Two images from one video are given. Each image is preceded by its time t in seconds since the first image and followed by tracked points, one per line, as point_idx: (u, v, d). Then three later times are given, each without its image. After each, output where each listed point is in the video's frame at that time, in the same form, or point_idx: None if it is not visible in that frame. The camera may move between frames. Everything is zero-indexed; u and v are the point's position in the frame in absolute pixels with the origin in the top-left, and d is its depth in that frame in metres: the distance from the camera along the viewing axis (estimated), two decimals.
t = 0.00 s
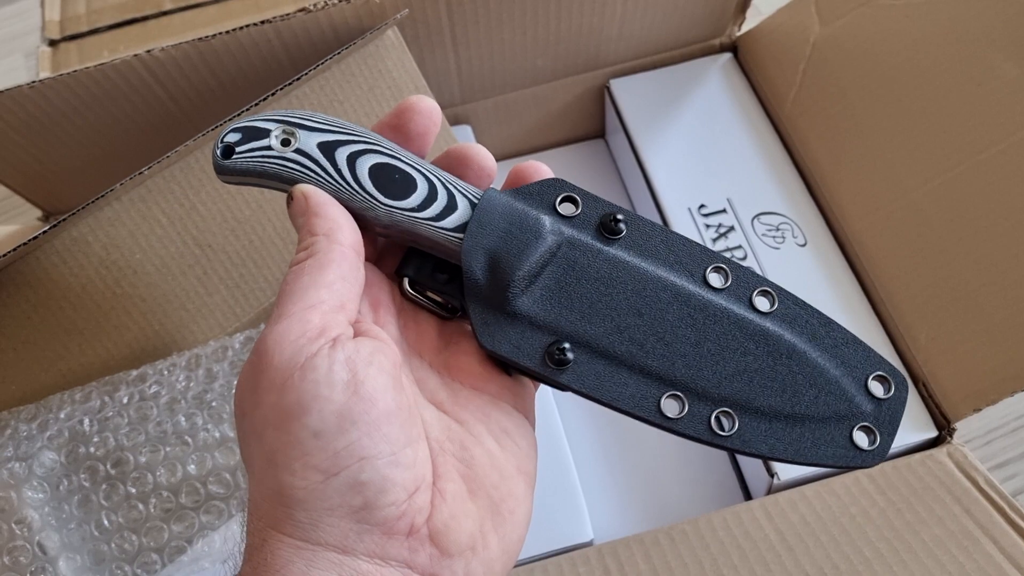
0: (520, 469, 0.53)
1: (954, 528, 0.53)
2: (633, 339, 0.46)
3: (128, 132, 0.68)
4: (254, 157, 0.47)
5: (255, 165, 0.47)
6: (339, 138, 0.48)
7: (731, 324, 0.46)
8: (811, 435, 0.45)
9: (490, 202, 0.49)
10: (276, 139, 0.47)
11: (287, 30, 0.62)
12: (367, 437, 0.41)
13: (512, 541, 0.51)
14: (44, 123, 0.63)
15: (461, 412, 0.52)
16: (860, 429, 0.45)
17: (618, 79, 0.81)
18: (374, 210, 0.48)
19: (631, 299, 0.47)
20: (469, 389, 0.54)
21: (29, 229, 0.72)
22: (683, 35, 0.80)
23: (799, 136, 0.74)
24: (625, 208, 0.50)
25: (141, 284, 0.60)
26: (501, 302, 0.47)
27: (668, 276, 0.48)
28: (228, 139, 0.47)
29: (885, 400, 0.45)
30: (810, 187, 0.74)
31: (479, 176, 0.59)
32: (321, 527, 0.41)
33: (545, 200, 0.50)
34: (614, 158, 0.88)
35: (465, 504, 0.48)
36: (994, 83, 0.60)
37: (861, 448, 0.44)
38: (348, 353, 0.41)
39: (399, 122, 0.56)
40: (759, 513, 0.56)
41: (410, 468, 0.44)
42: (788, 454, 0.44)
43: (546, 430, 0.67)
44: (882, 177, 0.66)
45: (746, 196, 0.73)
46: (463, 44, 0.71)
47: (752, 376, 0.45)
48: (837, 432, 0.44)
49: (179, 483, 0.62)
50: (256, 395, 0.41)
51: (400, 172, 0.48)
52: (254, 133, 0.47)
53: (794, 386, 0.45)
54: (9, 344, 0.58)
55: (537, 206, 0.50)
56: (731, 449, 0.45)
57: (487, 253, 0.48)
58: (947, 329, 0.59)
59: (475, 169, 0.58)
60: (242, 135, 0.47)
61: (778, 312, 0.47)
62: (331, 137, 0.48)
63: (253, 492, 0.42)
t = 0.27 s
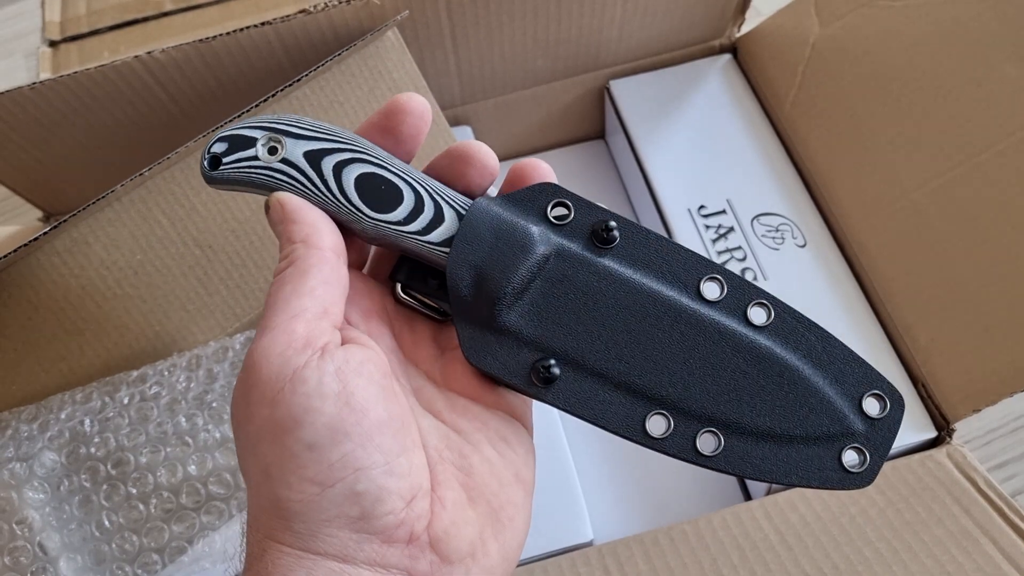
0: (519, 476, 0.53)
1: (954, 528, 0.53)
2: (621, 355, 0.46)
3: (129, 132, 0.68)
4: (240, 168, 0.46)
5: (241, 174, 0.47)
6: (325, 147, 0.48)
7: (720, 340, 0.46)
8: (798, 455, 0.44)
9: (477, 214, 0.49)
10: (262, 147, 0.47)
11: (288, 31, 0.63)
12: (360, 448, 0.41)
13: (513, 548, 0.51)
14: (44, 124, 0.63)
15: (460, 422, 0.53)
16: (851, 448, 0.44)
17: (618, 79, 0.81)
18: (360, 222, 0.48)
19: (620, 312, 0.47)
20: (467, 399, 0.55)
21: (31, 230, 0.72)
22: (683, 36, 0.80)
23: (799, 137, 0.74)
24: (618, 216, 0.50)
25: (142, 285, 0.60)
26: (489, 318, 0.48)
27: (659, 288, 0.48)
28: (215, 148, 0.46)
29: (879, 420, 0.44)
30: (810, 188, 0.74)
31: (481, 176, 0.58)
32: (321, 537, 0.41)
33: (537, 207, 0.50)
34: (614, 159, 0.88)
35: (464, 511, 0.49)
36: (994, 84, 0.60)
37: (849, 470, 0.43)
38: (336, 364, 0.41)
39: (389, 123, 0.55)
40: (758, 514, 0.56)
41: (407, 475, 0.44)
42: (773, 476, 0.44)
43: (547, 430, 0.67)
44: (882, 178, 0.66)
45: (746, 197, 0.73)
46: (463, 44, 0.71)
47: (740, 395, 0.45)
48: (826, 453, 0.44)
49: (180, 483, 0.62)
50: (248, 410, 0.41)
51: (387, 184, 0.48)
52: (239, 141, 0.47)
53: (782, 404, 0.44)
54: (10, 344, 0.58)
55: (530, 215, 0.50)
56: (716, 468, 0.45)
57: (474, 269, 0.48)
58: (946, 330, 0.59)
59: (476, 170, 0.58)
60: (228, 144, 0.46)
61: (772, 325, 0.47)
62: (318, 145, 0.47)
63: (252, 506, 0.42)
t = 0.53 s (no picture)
0: (522, 476, 0.53)
1: (957, 526, 0.53)
2: (624, 367, 0.47)
3: (132, 130, 0.68)
4: (235, 178, 0.45)
5: (236, 184, 0.45)
6: (322, 154, 0.46)
7: (724, 350, 0.46)
8: (798, 463, 0.45)
9: (481, 223, 0.48)
10: (256, 155, 0.45)
11: (291, 30, 0.63)
12: (357, 448, 0.42)
13: (517, 547, 0.51)
14: (48, 122, 0.63)
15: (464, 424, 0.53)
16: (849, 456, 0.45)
17: (620, 78, 0.81)
18: (360, 233, 0.47)
19: (623, 324, 0.47)
20: (471, 401, 0.55)
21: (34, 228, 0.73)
22: (685, 35, 0.80)
23: (801, 135, 0.74)
24: (620, 221, 0.50)
25: (145, 283, 0.60)
26: (493, 329, 0.48)
27: (662, 298, 0.47)
28: (208, 157, 0.44)
29: (878, 428, 0.45)
30: (812, 187, 0.74)
31: (484, 178, 0.58)
32: (327, 538, 0.41)
33: (539, 214, 0.50)
34: (616, 158, 0.88)
35: (469, 510, 0.49)
36: (996, 83, 0.60)
37: (846, 477, 0.45)
38: (325, 367, 0.42)
39: (389, 127, 0.54)
40: (761, 512, 0.56)
41: (408, 473, 0.44)
42: (774, 483, 0.45)
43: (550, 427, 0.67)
44: (884, 177, 0.66)
45: (748, 195, 0.73)
46: (466, 43, 0.71)
47: (742, 405, 0.45)
48: (825, 461, 0.45)
49: (184, 480, 0.61)
50: (239, 420, 0.42)
51: (387, 194, 0.47)
52: (233, 149, 0.45)
53: (784, 415, 0.45)
54: (15, 342, 0.59)
55: (531, 222, 0.50)
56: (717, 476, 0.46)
57: (477, 282, 0.48)
58: (949, 328, 0.60)
59: (480, 174, 0.58)
60: (221, 153, 0.45)
61: (774, 333, 0.47)
62: (314, 153, 0.46)
63: (253, 515, 0.43)
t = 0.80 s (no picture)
0: (530, 475, 0.54)
1: (962, 523, 0.53)
2: (631, 370, 0.47)
3: (139, 129, 0.68)
4: (241, 192, 0.44)
5: (242, 198, 0.45)
6: (326, 166, 0.46)
7: (728, 351, 0.47)
8: (803, 458, 0.46)
9: (486, 232, 0.48)
10: (261, 168, 0.45)
11: (297, 29, 0.63)
12: (364, 448, 0.42)
13: (526, 546, 0.51)
14: (55, 121, 0.64)
15: (472, 426, 0.53)
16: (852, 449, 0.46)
17: (625, 77, 0.81)
18: (368, 244, 0.47)
19: (627, 328, 0.47)
20: (480, 403, 0.55)
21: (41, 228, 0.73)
22: (689, 34, 0.80)
23: (805, 135, 0.75)
24: (622, 224, 0.50)
25: (153, 281, 0.61)
26: (501, 335, 0.48)
27: (667, 301, 0.48)
28: (212, 172, 0.44)
29: (878, 421, 0.46)
30: (816, 185, 0.74)
31: (487, 190, 0.58)
32: (340, 539, 0.42)
33: (543, 219, 0.50)
34: (620, 157, 0.89)
35: (477, 509, 0.49)
36: (999, 82, 0.60)
37: (850, 470, 0.45)
38: (328, 371, 0.42)
39: (398, 137, 0.54)
40: (766, 509, 0.56)
41: (415, 473, 0.44)
42: (780, 478, 0.46)
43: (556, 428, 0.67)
44: (888, 177, 0.66)
45: (753, 195, 0.74)
46: (471, 43, 0.72)
47: (747, 404, 0.46)
48: (829, 455, 0.46)
49: (192, 478, 0.61)
50: (245, 428, 0.42)
51: (393, 205, 0.47)
52: (237, 163, 0.45)
53: (787, 411, 0.46)
54: (23, 341, 0.59)
55: (535, 227, 0.50)
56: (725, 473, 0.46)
57: (484, 290, 0.48)
58: (954, 326, 0.60)
59: (484, 185, 0.58)
60: (226, 167, 0.44)
61: (776, 332, 0.47)
62: (319, 164, 0.46)
63: (264, 518, 0.43)
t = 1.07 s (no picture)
0: (534, 472, 0.54)
1: (962, 522, 0.53)
2: (631, 363, 0.46)
3: (140, 130, 0.68)
4: (240, 198, 0.46)
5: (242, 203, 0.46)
6: (323, 169, 0.47)
7: (729, 342, 0.46)
8: (809, 449, 0.45)
9: (483, 228, 0.49)
10: (259, 174, 0.46)
11: (299, 30, 0.63)
12: (367, 443, 0.42)
13: (530, 542, 0.51)
14: (56, 122, 0.64)
15: (474, 423, 0.53)
16: (859, 439, 0.45)
17: (625, 78, 0.81)
18: (365, 245, 0.48)
19: (626, 322, 0.47)
20: (482, 400, 0.55)
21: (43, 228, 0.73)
22: (689, 35, 0.80)
23: (805, 135, 0.75)
24: (619, 220, 0.50)
25: (154, 282, 0.61)
26: (500, 332, 0.48)
27: (666, 294, 0.47)
28: (212, 178, 0.46)
29: (886, 410, 0.45)
30: (817, 186, 0.74)
31: (484, 190, 0.58)
32: (343, 534, 0.41)
33: (540, 216, 0.50)
34: (621, 158, 0.89)
35: (482, 506, 0.49)
36: (999, 82, 0.60)
37: (858, 461, 0.44)
38: (330, 368, 0.43)
39: (399, 139, 0.54)
40: (767, 509, 0.57)
41: (419, 468, 0.45)
42: (786, 471, 0.45)
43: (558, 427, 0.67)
44: (888, 177, 0.67)
45: (753, 195, 0.74)
46: (472, 43, 0.72)
47: (750, 395, 0.45)
48: (836, 446, 0.45)
49: (194, 478, 0.61)
50: (249, 426, 0.43)
51: (389, 205, 0.48)
52: (237, 170, 0.46)
53: (791, 401, 0.45)
54: (25, 341, 0.59)
55: (532, 224, 0.50)
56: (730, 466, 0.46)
57: (482, 287, 0.48)
58: (954, 325, 0.60)
59: (483, 188, 0.58)
60: (226, 174, 0.46)
61: (778, 322, 0.47)
62: (315, 168, 0.47)
63: (269, 516, 0.43)
